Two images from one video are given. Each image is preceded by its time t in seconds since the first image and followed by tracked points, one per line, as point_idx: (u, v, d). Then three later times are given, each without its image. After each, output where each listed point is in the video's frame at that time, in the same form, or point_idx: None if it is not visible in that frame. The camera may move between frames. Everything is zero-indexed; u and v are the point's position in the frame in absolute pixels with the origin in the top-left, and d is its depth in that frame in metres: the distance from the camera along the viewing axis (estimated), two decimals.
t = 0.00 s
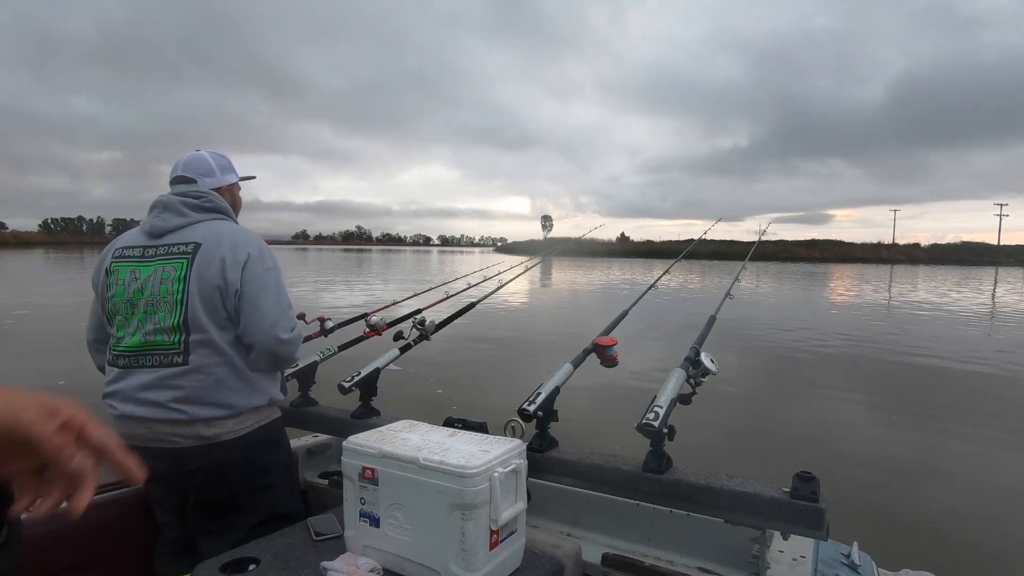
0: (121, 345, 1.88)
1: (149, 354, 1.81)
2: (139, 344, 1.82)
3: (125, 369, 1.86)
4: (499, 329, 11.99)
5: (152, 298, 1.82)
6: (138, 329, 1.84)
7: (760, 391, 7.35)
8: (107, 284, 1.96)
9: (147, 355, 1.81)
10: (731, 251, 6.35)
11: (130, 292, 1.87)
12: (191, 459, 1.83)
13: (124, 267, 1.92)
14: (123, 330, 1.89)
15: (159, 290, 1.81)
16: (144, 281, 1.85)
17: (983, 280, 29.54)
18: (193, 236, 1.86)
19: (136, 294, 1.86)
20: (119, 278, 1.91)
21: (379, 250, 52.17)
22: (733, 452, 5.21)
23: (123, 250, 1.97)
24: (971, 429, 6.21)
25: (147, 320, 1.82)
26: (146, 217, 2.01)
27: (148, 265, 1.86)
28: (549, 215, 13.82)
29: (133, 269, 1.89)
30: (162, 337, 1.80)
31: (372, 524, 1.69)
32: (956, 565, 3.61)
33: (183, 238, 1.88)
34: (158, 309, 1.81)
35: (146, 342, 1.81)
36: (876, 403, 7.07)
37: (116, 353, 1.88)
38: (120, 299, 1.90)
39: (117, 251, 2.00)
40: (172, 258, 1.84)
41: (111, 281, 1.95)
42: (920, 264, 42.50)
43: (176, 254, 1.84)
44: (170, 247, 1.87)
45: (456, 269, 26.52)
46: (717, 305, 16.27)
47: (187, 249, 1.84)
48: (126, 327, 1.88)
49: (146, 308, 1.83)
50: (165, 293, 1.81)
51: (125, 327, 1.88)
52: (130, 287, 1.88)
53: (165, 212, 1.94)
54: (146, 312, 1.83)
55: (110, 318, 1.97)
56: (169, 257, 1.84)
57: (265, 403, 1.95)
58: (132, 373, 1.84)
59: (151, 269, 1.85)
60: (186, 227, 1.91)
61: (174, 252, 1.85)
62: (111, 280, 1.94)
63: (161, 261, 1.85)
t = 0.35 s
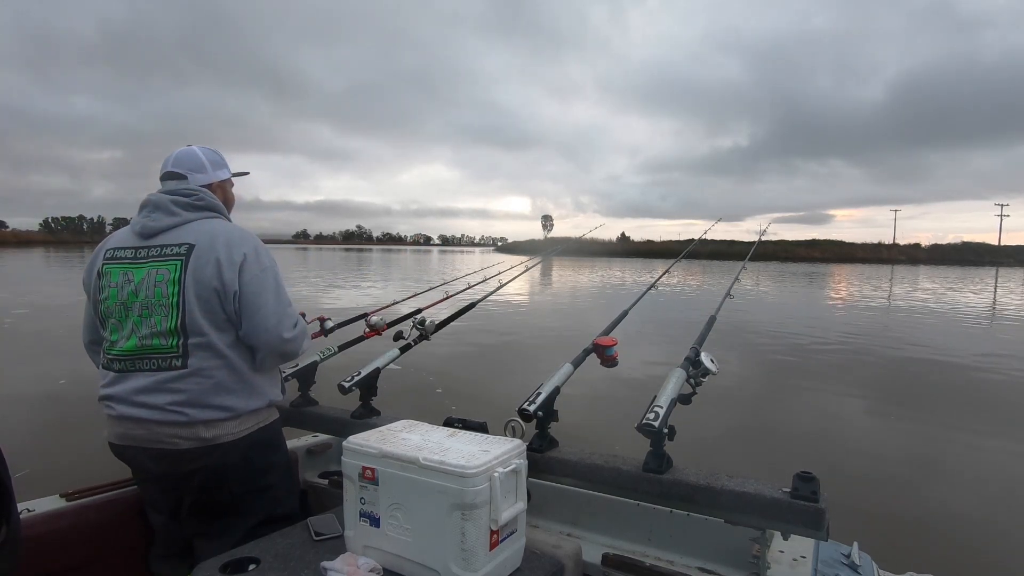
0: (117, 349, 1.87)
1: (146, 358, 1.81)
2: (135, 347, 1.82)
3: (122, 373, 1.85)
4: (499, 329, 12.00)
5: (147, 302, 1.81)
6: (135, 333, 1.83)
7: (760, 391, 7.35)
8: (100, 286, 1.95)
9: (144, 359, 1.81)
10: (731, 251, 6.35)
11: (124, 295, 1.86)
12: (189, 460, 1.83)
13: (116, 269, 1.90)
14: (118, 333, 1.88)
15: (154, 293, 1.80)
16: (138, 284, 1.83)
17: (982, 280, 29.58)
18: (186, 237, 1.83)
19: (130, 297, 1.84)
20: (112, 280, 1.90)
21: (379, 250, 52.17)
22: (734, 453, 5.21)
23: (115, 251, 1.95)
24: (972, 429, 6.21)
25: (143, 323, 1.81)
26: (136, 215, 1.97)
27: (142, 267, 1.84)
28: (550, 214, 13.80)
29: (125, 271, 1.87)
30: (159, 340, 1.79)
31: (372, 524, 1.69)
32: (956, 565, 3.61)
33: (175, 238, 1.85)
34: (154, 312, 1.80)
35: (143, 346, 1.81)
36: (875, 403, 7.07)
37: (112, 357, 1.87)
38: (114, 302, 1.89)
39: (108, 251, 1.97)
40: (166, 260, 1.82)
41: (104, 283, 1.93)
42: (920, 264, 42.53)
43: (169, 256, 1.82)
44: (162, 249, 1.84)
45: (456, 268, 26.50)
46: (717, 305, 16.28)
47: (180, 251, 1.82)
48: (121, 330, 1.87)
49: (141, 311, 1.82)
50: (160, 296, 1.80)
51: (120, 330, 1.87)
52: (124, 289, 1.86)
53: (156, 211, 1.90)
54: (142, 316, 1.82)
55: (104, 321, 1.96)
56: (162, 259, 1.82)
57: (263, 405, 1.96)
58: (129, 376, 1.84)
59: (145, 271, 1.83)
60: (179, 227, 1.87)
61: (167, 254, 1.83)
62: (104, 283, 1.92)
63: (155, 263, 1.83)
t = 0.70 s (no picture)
0: (110, 350, 1.86)
1: (141, 360, 1.80)
2: (130, 349, 1.81)
3: (116, 374, 1.84)
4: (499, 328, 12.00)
5: (141, 303, 1.80)
6: (128, 335, 1.81)
7: (759, 391, 7.36)
8: (90, 286, 1.92)
9: (139, 360, 1.80)
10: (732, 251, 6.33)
11: (116, 296, 1.84)
12: (186, 458, 1.84)
13: (107, 269, 1.88)
14: (110, 334, 1.86)
15: (147, 295, 1.79)
16: (130, 285, 1.81)
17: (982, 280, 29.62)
18: (178, 238, 1.82)
19: (122, 298, 1.83)
20: (103, 281, 1.87)
21: (378, 250, 52.07)
22: (734, 453, 5.21)
23: (104, 251, 1.92)
24: (971, 429, 6.22)
25: (137, 325, 1.80)
26: (125, 215, 1.94)
27: (133, 268, 1.83)
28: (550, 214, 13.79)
29: (116, 272, 1.85)
30: (153, 342, 1.78)
31: (372, 523, 1.69)
32: (954, 565, 3.62)
33: (166, 239, 1.83)
34: (147, 314, 1.79)
35: (138, 347, 1.80)
36: (875, 403, 7.08)
37: (106, 358, 1.86)
38: (106, 302, 1.87)
39: (98, 251, 1.95)
40: (158, 261, 1.80)
41: (94, 284, 1.91)
42: (919, 264, 42.57)
43: (161, 257, 1.80)
44: (154, 249, 1.82)
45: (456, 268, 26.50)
46: (717, 304, 16.29)
47: (172, 252, 1.80)
48: (114, 331, 1.86)
49: (134, 313, 1.80)
50: (153, 298, 1.78)
51: (113, 331, 1.86)
52: (115, 290, 1.84)
53: (146, 211, 1.88)
54: (135, 318, 1.80)
55: (95, 322, 1.94)
56: (154, 260, 1.81)
57: (259, 403, 1.97)
58: (123, 377, 1.83)
59: (137, 272, 1.81)
60: (171, 227, 1.85)
61: (158, 255, 1.81)
62: (95, 283, 1.90)
63: (147, 264, 1.81)
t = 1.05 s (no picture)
0: (113, 351, 1.86)
1: (144, 359, 1.80)
2: (133, 349, 1.81)
3: (120, 374, 1.84)
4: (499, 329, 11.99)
5: (143, 303, 1.80)
6: (131, 335, 1.81)
7: (759, 391, 7.36)
8: (91, 286, 1.92)
9: (143, 360, 1.80)
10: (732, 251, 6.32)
11: (118, 297, 1.84)
12: (192, 454, 1.83)
13: (107, 270, 1.88)
14: (113, 335, 1.86)
15: (150, 295, 1.79)
16: (132, 286, 1.81)
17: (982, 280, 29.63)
18: (177, 237, 1.82)
19: (125, 298, 1.83)
20: (105, 281, 1.87)
21: (379, 250, 52.13)
22: (735, 453, 5.21)
23: (104, 251, 1.92)
24: (971, 429, 6.21)
25: (140, 325, 1.80)
26: (125, 215, 1.94)
27: (135, 268, 1.83)
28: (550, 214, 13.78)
29: (117, 272, 1.85)
30: (158, 342, 1.79)
31: (371, 523, 1.69)
32: (954, 564, 3.62)
33: (166, 239, 1.83)
34: (150, 314, 1.79)
35: (141, 347, 1.80)
36: (875, 403, 7.08)
37: (108, 358, 1.86)
38: (107, 302, 1.87)
39: (97, 251, 1.94)
40: (159, 261, 1.80)
41: (94, 284, 1.91)
42: (919, 264, 42.59)
43: (162, 257, 1.81)
44: (154, 250, 1.82)
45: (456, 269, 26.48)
46: (717, 305, 16.30)
47: (172, 251, 1.80)
48: (116, 331, 1.86)
49: (136, 313, 1.80)
50: (155, 297, 1.78)
51: (115, 331, 1.86)
52: (117, 290, 1.84)
53: (145, 211, 1.88)
54: (138, 318, 1.80)
55: (96, 322, 1.94)
56: (155, 260, 1.81)
57: (264, 399, 1.97)
58: (128, 377, 1.83)
59: (139, 272, 1.81)
60: (170, 228, 1.85)
61: (159, 255, 1.81)
62: (96, 283, 1.90)
63: (148, 263, 1.81)
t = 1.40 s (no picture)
0: (109, 354, 1.86)
1: (141, 362, 1.80)
2: (129, 351, 1.81)
3: (117, 377, 1.85)
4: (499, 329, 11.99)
5: (137, 305, 1.80)
6: (127, 337, 1.82)
7: (759, 391, 7.36)
8: (86, 290, 1.92)
9: (139, 362, 1.80)
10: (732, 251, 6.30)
11: (112, 300, 1.84)
12: (191, 453, 1.83)
13: (101, 273, 1.88)
14: (108, 338, 1.86)
15: (144, 297, 1.79)
16: (125, 288, 1.81)
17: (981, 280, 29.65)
18: (169, 239, 1.82)
19: (119, 301, 1.83)
20: (99, 284, 1.87)
21: (379, 250, 52.16)
22: (735, 453, 5.21)
23: (98, 255, 1.92)
24: (970, 429, 6.22)
25: (135, 328, 1.80)
26: (118, 218, 1.94)
27: (128, 271, 1.83)
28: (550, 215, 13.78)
29: (111, 275, 1.85)
30: (153, 343, 1.79)
31: (371, 524, 1.69)
32: (954, 565, 3.62)
33: (157, 240, 1.83)
34: (145, 316, 1.79)
35: (137, 350, 1.80)
36: (874, 403, 7.08)
37: (105, 362, 1.86)
38: (103, 306, 1.87)
39: (91, 255, 1.95)
40: (151, 263, 1.80)
41: (89, 288, 1.91)
42: (919, 264, 42.62)
43: (154, 259, 1.80)
44: (146, 252, 1.82)
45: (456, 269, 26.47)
46: (717, 304, 16.31)
47: (163, 253, 1.80)
48: (112, 335, 1.86)
49: (131, 315, 1.80)
50: (149, 299, 1.78)
51: (110, 334, 1.86)
52: (111, 294, 1.84)
53: (137, 213, 1.88)
54: (133, 320, 1.81)
55: (92, 326, 1.94)
56: (147, 262, 1.81)
57: (262, 397, 1.97)
58: (125, 379, 1.84)
59: (132, 275, 1.81)
60: (162, 229, 1.85)
61: (150, 257, 1.81)
62: (91, 286, 1.90)
63: (141, 266, 1.81)
